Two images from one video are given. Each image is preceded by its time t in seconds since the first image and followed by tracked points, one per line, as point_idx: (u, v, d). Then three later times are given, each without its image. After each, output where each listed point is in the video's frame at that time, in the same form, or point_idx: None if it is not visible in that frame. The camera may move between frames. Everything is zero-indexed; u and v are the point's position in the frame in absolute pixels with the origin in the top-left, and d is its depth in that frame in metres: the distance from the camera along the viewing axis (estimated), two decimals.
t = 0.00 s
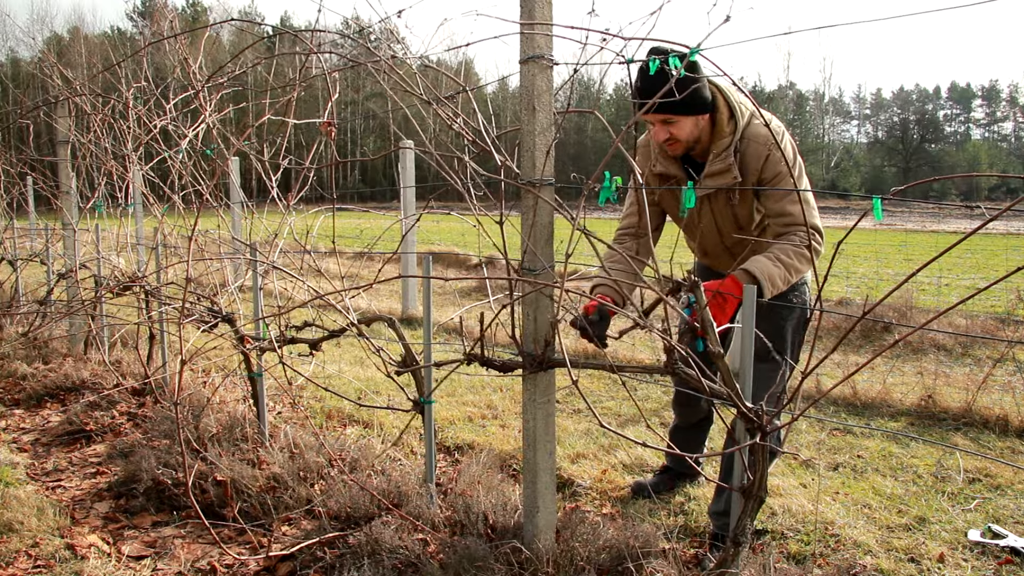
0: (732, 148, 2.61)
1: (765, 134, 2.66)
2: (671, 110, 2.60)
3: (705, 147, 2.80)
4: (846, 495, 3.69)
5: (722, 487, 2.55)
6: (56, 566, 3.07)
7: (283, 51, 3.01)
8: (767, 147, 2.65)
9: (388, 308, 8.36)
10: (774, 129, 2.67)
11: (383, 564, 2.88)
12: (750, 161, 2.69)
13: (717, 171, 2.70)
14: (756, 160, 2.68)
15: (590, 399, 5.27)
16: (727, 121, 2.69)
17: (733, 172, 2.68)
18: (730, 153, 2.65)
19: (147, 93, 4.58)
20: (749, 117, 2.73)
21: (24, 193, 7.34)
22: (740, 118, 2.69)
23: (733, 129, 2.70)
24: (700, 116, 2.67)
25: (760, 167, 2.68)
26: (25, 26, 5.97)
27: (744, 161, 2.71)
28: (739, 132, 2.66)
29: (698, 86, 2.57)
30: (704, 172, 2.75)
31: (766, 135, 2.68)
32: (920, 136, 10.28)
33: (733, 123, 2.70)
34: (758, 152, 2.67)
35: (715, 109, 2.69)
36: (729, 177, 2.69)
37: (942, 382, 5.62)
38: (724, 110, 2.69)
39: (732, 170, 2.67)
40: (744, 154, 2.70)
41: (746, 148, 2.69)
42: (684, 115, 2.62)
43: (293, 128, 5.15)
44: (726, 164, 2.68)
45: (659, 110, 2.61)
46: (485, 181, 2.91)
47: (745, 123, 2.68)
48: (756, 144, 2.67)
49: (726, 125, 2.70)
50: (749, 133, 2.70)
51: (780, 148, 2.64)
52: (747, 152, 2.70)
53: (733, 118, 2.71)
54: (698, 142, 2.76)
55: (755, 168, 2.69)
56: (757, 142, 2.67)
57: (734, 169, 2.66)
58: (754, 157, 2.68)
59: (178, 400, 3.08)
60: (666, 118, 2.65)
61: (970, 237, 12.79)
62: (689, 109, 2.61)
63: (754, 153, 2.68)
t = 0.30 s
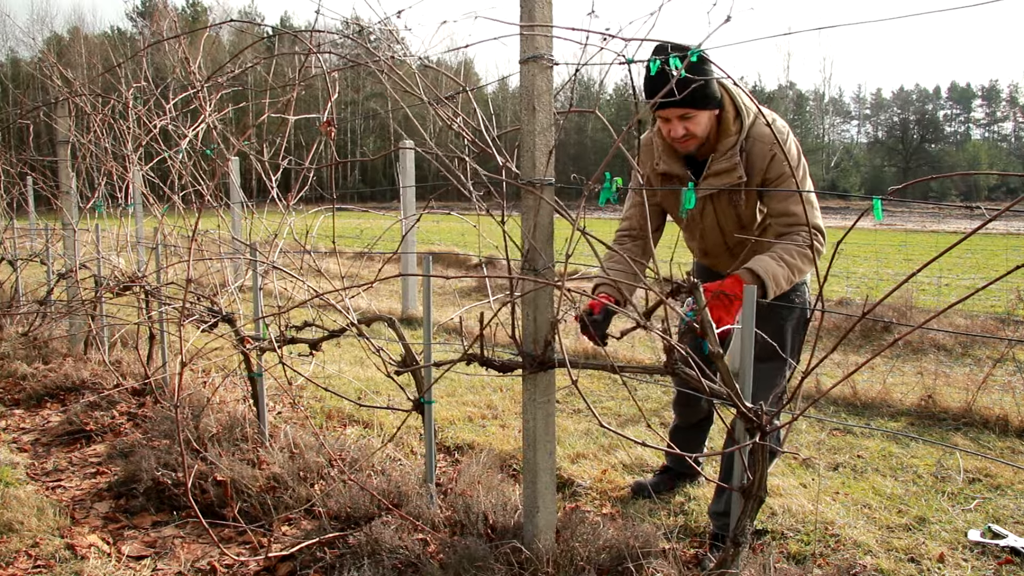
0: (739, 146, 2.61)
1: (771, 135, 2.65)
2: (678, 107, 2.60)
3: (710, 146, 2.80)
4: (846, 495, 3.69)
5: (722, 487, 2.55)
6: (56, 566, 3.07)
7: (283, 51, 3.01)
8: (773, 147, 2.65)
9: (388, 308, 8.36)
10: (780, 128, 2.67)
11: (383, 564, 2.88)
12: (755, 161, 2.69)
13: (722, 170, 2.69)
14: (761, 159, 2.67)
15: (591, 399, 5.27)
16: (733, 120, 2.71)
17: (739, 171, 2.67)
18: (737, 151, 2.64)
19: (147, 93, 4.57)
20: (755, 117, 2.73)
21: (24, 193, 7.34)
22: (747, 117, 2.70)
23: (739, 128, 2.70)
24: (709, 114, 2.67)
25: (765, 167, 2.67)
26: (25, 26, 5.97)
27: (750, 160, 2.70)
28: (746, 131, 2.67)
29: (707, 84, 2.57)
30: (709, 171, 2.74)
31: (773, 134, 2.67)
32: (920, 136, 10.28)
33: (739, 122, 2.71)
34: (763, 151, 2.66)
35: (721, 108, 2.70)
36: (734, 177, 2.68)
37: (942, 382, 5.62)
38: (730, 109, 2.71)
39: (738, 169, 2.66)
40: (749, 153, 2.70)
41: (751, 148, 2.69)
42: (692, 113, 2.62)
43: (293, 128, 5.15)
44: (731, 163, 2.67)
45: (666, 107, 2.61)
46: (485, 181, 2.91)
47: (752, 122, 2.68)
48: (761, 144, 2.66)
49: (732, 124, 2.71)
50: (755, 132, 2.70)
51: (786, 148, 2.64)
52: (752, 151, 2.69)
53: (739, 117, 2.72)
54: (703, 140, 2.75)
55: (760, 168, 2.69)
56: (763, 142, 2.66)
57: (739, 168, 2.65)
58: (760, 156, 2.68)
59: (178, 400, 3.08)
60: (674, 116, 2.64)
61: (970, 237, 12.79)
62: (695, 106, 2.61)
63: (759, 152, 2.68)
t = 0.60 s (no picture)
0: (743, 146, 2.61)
1: (776, 132, 2.66)
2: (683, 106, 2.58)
3: (714, 145, 2.79)
4: (846, 495, 3.69)
5: (722, 487, 2.55)
6: (56, 566, 3.07)
7: (283, 51, 3.01)
8: (776, 145, 2.66)
9: (388, 309, 8.36)
10: (783, 126, 2.69)
11: (383, 564, 2.87)
12: (759, 159, 2.70)
13: (727, 169, 2.70)
14: (765, 158, 2.69)
15: (590, 400, 5.27)
16: (738, 119, 2.69)
17: (744, 170, 2.68)
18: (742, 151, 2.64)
19: (147, 93, 4.58)
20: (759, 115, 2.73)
21: (24, 193, 7.34)
22: (751, 116, 2.69)
23: (743, 128, 2.69)
24: (714, 114, 2.65)
25: (769, 165, 2.69)
26: (25, 26, 5.97)
27: (753, 159, 2.72)
28: (750, 129, 2.66)
29: (712, 83, 2.55)
30: (714, 171, 2.75)
31: (776, 132, 2.68)
32: (920, 136, 10.28)
33: (743, 121, 2.70)
34: (767, 150, 2.68)
35: (726, 107, 2.68)
36: (739, 176, 2.69)
37: (942, 382, 5.62)
38: (734, 109, 2.68)
39: (743, 169, 2.67)
40: (753, 152, 2.71)
41: (755, 146, 2.70)
42: (698, 113, 2.60)
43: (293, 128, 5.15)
44: (736, 162, 2.68)
45: (671, 106, 2.60)
46: (485, 182, 2.91)
47: (756, 121, 2.68)
48: (765, 142, 2.67)
49: (736, 123, 2.70)
50: (758, 131, 2.70)
51: (790, 146, 2.64)
52: (756, 150, 2.71)
53: (743, 116, 2.71)
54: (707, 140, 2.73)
55: (764, 166, 2.70)
56: (766, 140, 2.67)
57: (745, 168, 2.66)
58: (763, 155, 2.69)
59: (178, 400, 3.08)
60: (679, 116, 2.63)
61: (970, 237, 12.80)
62: (701, 106, 2.59)
63: (762, 151, 2.69)
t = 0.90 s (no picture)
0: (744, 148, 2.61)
1: (777, 133, 2.65)
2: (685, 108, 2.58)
3: (715, 146, 2.79)
4: (846, 495, 3.69)
5: (722, 487, 2.55)
6: (56, 566, 3.07)
7: (283, 51, 3.01)
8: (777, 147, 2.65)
9: (388, 308, 8.36)
10: (784, 127, 2.68)
11: (383, 564, 2.87)
12: (760, 161, 2.70)
13: (728, 171, 2.70)
14: (765, 159, 2.69)
15: (590, 400, 5.26)
16: (740, 120, 2.69)
17: (745, 172, 2.67)
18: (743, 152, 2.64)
19: (147, 93, 4.58)
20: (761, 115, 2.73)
21: (23, 193, 7.34)
22: (752, 117, 2.68)
23: (745, 129, 2.69)
24: (716, 115, 2.65)
25: (769, 167, 2.69)
26: (25, 26, 5.97)
27: (754, 161, 2.72)
28: (751, 131, 2.66)
29: (714, 84, 2.55)
30: (715, 172, 2.75)
31: (778, 133, 2.67)
32: (920, 136, 10.27)
33: (745, 122, 2.70)
34: (768, 151, 2.67)
35: (728, 108, 2.67)
36: (741, 178, 2.69)
37: (942, 382, 5.62)
38: (736, 110, 2.68)
39: (744, 170, 2.67)
40: (754, 154, 2.71)
41: (756, 148, 2.70)
42: (700, 114, 2.60)
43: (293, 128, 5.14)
44: (737, 164, 2.68)
45: (672, 107, 2.60)
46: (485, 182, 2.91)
47: (757, 122, 2.67)
48: (767, 143, 2.67)
49: (738, 124, 2.70)
50: (760, 132, 2.69)
51: (791, 148, 2.63)
52: (758, 151, 2.71)
53: (745, 117, 2.71)
54: (708, 141, 2.73)
55: (765, 168, 2.70)
56: (767, 141, 2.67)
57: (746, 169, 2.66)
58: (764, 157, 2.69)
59: (178, 400, 3.08)
60: (681, 117, 2.63)
61: (970, 237, 12.80)
62: (703, 107, 2.59)
63: (763, 153, 2.69)
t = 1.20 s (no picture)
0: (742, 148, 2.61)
1: (775, 133, 2.65)
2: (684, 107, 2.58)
3: (713, 146, 2.79)
4: (846, 495, 3.69)
5: (722, 487, 2.55)
6: (56, 566, 3.07)
7: (283, 51, 3.00)
8: (775, 147, 2.66)
9: (388, 308, 8.36)
10: (783, 127, 2.68)
11: (383, 564, 2.87)
12: (758, 160, 2.70)
13: (725, 171, 2.70)
14: (763, 159, 2.68)
15: (590, 399, 5.26)
16: (738, 119, 2.69)
17: (742, 172, 2.67)
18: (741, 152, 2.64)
19: (147, 93, 4.58)
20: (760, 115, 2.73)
21: (24, 193, 7.34)
22: (750, 117, 2.69)
23: (743, 128, 2.69)
24: (715, 115, 2.65)
25: (767, 166, 2.69)
26: (26, 26, 5.97)
27: (752, 160, 2.71)
28: (750, 130, 2.66)
29: (714, 84, 2.55)
30: (713, 172, 2.75)
31: (777, 132, 2.67)
32: (920, 136, 10.27)
33: (743, 122, 2.70)
34: (766, 151, 2.67)
35: (727, 107, 2.67)
36: (738, 177, 2.68)
37: (942, 382, 5.62)
38: (735, 109, 2.68)
39: (741, 170, 2.67)
40: (753, 153, 2.71)
41: (754, 148, 2.70)
42: (699, 113, 2.60)
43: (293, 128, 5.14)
44: (735, 164, 2.67)
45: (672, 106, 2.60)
46: (485, 182, 2.91)
47: (756, 122, 2.67)
48: (765, 144, 2.67)
49: (737, 124, 2.70)
50: (758, 132, 2.69)
51: (790, 147, 2.63)
52: (756, 151, 2.70)
53: (743, 116, 2.71)
54: (707, 140, 2.73)
55: (762, 167, 2.70)
56: (765, 141, 2.67)
57: (743, 169, 2.66)
58: (762, 157, 2.69)
59: (178, 400, 3.08)
60: (681, 116, 2.63)
61: (970, 237, 12.80)
62: (702, 107, 2.59)
63: (761, 152, 2.69)
